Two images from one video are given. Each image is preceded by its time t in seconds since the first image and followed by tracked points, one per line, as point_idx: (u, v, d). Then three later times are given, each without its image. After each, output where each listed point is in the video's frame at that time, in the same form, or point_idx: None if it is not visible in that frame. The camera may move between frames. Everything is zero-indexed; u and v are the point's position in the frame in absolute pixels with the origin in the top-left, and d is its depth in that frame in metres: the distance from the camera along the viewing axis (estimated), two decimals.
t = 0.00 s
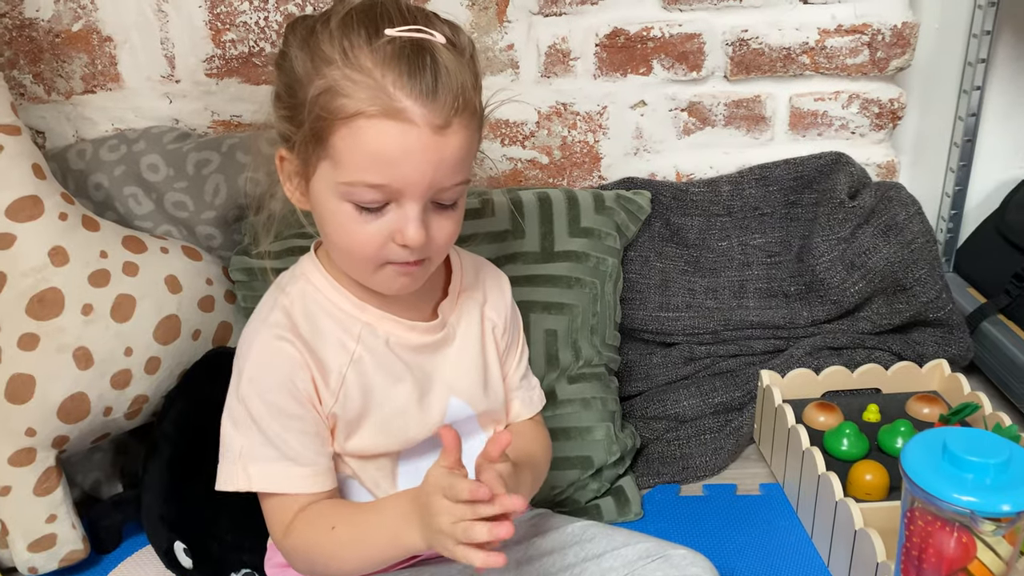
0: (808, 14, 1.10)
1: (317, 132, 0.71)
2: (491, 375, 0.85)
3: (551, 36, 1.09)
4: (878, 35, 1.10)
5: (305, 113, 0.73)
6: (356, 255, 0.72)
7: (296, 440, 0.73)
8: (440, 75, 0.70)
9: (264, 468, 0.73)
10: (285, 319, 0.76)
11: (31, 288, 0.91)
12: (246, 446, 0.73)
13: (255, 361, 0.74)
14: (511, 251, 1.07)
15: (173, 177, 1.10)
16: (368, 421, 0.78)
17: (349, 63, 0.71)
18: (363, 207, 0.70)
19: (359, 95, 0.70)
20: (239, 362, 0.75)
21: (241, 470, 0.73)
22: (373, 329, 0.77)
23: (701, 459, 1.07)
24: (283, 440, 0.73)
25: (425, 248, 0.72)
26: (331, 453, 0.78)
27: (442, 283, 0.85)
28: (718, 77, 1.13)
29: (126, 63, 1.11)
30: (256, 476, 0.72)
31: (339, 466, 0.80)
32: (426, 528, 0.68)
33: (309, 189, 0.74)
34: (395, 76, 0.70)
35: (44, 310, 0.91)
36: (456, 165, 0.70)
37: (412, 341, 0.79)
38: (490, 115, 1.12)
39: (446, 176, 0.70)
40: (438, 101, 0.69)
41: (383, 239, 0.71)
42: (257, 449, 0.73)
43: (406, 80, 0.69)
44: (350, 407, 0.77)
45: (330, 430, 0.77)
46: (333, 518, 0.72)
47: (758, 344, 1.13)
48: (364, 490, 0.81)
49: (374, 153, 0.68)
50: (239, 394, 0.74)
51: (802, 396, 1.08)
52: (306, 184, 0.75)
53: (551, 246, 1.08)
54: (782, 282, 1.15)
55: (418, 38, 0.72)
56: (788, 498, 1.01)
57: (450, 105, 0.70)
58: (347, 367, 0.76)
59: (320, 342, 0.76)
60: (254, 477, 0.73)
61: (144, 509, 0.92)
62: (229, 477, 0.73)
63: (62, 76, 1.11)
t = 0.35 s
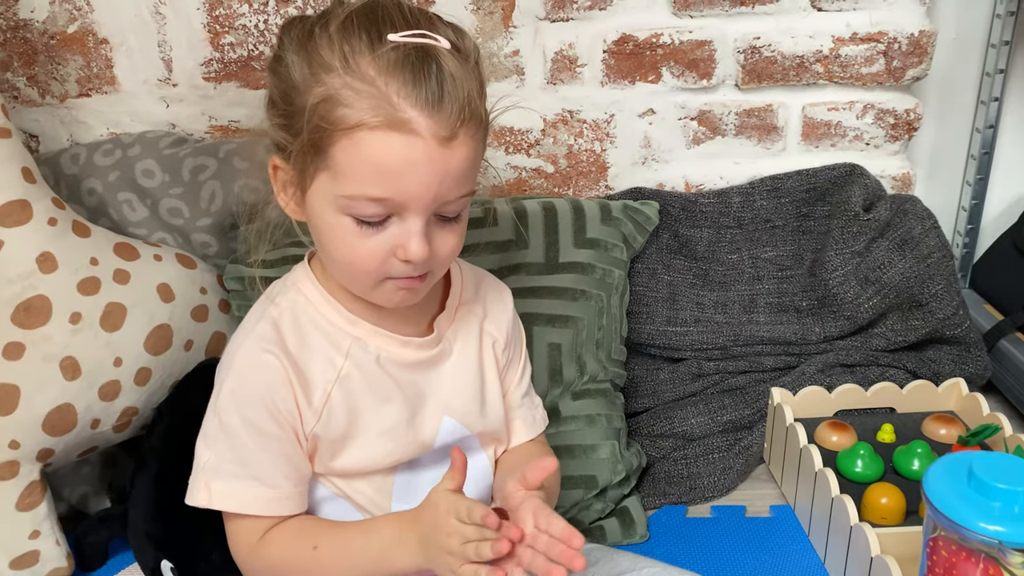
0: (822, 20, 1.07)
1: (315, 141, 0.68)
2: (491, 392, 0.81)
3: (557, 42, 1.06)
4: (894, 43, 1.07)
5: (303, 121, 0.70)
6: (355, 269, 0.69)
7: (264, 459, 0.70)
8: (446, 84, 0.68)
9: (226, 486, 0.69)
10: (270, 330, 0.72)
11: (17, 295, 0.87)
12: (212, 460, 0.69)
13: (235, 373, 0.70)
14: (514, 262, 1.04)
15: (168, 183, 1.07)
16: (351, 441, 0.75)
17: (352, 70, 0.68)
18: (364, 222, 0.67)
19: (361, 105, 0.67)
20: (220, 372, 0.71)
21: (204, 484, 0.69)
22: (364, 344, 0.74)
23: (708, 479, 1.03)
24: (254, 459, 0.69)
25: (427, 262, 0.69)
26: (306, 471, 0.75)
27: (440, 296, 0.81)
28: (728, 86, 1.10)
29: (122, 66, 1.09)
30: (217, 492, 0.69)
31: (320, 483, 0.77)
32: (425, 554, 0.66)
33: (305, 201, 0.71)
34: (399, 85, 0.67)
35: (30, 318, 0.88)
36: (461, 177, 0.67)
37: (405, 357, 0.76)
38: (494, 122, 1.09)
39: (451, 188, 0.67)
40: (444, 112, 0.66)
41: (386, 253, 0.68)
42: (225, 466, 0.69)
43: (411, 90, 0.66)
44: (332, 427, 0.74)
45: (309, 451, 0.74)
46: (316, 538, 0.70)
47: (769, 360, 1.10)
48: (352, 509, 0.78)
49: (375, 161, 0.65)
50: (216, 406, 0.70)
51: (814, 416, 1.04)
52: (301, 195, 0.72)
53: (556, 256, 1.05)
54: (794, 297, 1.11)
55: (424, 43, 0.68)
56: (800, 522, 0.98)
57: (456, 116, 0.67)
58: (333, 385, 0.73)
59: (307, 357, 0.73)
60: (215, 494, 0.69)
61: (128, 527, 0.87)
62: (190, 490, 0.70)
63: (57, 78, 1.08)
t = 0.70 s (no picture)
0: (828, 11, 1.05)
1: (303, 124, 0.66)
2: (485, 381, 0.79)
3: (558, 29, 1.05)
4: (901, 34, 1.05)
5: (290, 101, 0.68)
6: (345, 256, 0.67)
7: (249, 444, 0.68)
8: (439, 65, 0.66)
9: (212, 471, 0.67)
10: (257, 312, 0.71)
11: (4, 278, 0.86)
12: (197, 445, 0.68)
13: (220, 356, 0.68)
14: (512, 252, 1.03)
15: (162, 170, 1.05)
16: (340, 428, 0.74)
17: (341, 50, 0.66)
18: (354, 207, 0.65)
19: (352, 87, 0.65)
20: (206, 355, 0.70)
21: (188, 470, 0.68)
22: (353, 329, 0.73)
23: (709, 476, 1.01)
24: (240, 444, 0.68)
25: (419, 248, 0.67)
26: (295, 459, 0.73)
27: (433, 280, 0.79)
28: (732, 76, 1.09)
29: (116, 51, 1.07)
30: (202, 478, 0.67)
31: (308, 471, 0.76)
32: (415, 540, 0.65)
33: (292, 185, 0.69)
34: (392, 66, 0.65)
35: (16, 302, 0.86)
36: (455, 161, 0.65)
37: (397, 343, 0.74)
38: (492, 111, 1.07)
39: (444, 174, 0.65)
40: (437, 94, 0.65)
41: (376, 239, 0.66)
42: (210, 450, 0.67)
43: (403, 71, 0.65)
44: (320, 414, 0.72)
45: (296, 438, 0.72)
46: (309, 525, 0.69)
47: (771, 356, 1.08)
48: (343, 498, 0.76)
49: (365, 142, 0.63)
50: (201, 390, 0.69)
51: (817, 413, 1.02)
52: (288, 179, 0.70)
53: (554, 248, 1.03)
54: (797, 292, 1.09)
55: (415, 21, 0.66)
56: (802, 520, 0.95)
57: (450, 98, 0.65)
58: (321, 369, 0.72)
59: (294, 341, 0.71)
60: (201, 480, 0.67)
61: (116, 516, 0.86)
62: (177, 476, 0.68)
63: (50, 63, 1.07)
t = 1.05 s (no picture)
0: None
1: (316, 98, 0.66)
2: (500, 359, 0.79)
3: (574, 14, 1.05)
4: (918, 20, 1.05)
5: (305, 75, 0.68)
6: (358, 231, 0.67)
7: (277, 410, 0.68)
8: (452, 36, 0.66)
9: (242, 442, 0.67)
10: (274, 286, 0.71)
11: (21, 255, 0.86)
12: (225, 417, 0.68)
13: (238, 329, 0.69)
14: (527, 236, 1.02)
15: (177, 152, 1.05)
16: (359, 405, 0.73)
17: (353, 23, 0.66)
18: (365, 180, 0.65)
19: (364, 58, 0.64)
20: (224, 330, 0.70)
21: (219, 442, 0.68)
22: (370, 304, 0.73)
23: (722, 462, 1.00)
24: (265, 412, 0.68)
25: (431, 223, 0.67)
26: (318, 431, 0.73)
27: (449, 259, 0.80)
28: (748, 62, 1.09)
29: (133, 33, 1.07)
30: (232, 449, 0.67)
31: (330, 448, 0.76)
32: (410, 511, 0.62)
33: (306, 160, 0.69)
34: (404, 38, 0.65)
35: (33, 279, 0.86)
36: (468, 135, 0.65)
37: (414, 319, 0.74)
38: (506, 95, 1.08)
39: (457, 148, 0.65)
40: (449, 66, 0.65)
41: (387, 214, 0.66)
42: (238, 421, 0.68)
43: (415, 44, 0.65)
44: (341, 384, 0.72)
45: (319, 407, 0.72)
46: (313, 498, 0.67)
47: (785, 344, 1.07)
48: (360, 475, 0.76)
49: (378, 115, 0.63)
50: (221, 362, 0.69)
51: (831, 400, 1.01)
52: (302, 154, 0.69)
53: (569, 232, 1.03)
54: (811, 280, 1.09)
55: None
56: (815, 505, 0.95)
57: (463, 71, 0.65)
58: (340, 342, 0.72)
59: (313, 314, 0.72)
60: (232, 452, 0.67)
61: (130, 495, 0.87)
62: (207, 449, 0.68)
63: (67, 45, 1.07)
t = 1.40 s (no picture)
0: None
1: (332, 88, 0.66)
2: (509, 357, 0.79)
3: (590, 11, 1.05)
4: (936, 20, 1.05)
5: (320, 67, 0.68)
6: (366, 226, 0.67)
7: (281, 411, 0.68)
8: (470, 33, 0.66)
9: (247, 441, 0.67)
10: (281, 286, 0.71)
11: (38, 248, 0.86)
12: (233, 415, 0.68)
13: (246, 328, 0.69)
14: (540, 234, 1.02)
15: (192, 147, 1.05)
16: (367, 402, 0.73)
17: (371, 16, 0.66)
18: (376, 172, 0.65)
19: (380, 50, 0.64)
20: (232, 328, 0.70)
21: (225, 441, 0.68)
22: (377, 303, 0.72)
23: (734, 462, 1.00)
24: (272, 413, 0.68)
25: (441, 220, 0.67)
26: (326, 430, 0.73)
27: (458, 255, 0.78)
28: (764, 61, 1.08)
29: (149, 28, 1.07)
30: (240, 448, 0.67)
31: (338, 443, 0.76)
32: (433, 515, 0.62)
33: (318, 152, 0.69)
34: (422, 30, 0.65)
35: (50, 272, 0.86)
36: (482, 132, 0.65)
37: (418, 319, 0.73)
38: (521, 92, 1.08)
39: (471, 145, 0.65)
40: (466, 62, 0.64)
41: (397, 209, 0.65)
42: (243, 420, 0.68)
43: (432, 37, 0.64)
44: (346, 384, 0.72)
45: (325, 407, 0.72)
46: (326, 500, 0.67)
47: (798, 345, 1.07)
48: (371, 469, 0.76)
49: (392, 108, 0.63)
50: (229, 360, 0.69)
51: (843, 401, 1.00)
52: (315, 146, 0.69)
53: (583, 230, 1.03)
54: (825, 280, 1.08)
55: None
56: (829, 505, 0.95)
57: (479, 66, 0.65)
58: (346, 343, 0.71)
59: (319, 314, 0.71)
60: (238, 450, 0.67)
61: (144, 489, 0.87)
62: (212, 447, 0.68)
63: (84, 39, 1.08)
